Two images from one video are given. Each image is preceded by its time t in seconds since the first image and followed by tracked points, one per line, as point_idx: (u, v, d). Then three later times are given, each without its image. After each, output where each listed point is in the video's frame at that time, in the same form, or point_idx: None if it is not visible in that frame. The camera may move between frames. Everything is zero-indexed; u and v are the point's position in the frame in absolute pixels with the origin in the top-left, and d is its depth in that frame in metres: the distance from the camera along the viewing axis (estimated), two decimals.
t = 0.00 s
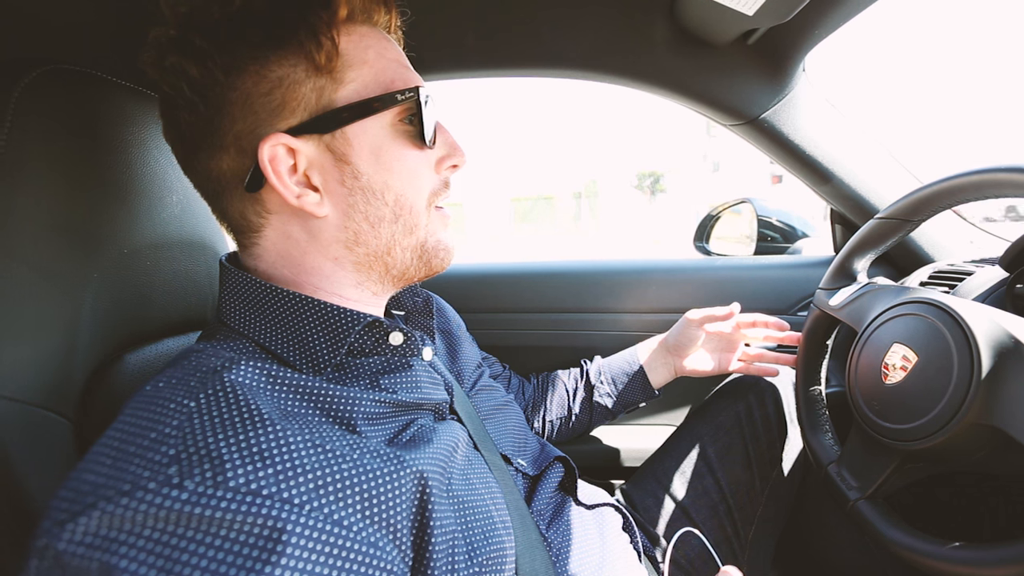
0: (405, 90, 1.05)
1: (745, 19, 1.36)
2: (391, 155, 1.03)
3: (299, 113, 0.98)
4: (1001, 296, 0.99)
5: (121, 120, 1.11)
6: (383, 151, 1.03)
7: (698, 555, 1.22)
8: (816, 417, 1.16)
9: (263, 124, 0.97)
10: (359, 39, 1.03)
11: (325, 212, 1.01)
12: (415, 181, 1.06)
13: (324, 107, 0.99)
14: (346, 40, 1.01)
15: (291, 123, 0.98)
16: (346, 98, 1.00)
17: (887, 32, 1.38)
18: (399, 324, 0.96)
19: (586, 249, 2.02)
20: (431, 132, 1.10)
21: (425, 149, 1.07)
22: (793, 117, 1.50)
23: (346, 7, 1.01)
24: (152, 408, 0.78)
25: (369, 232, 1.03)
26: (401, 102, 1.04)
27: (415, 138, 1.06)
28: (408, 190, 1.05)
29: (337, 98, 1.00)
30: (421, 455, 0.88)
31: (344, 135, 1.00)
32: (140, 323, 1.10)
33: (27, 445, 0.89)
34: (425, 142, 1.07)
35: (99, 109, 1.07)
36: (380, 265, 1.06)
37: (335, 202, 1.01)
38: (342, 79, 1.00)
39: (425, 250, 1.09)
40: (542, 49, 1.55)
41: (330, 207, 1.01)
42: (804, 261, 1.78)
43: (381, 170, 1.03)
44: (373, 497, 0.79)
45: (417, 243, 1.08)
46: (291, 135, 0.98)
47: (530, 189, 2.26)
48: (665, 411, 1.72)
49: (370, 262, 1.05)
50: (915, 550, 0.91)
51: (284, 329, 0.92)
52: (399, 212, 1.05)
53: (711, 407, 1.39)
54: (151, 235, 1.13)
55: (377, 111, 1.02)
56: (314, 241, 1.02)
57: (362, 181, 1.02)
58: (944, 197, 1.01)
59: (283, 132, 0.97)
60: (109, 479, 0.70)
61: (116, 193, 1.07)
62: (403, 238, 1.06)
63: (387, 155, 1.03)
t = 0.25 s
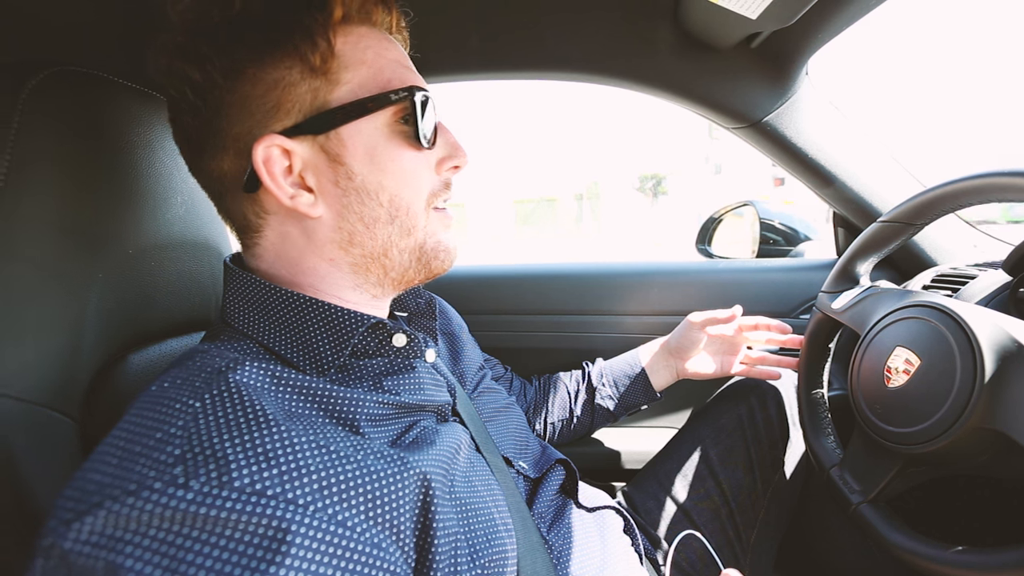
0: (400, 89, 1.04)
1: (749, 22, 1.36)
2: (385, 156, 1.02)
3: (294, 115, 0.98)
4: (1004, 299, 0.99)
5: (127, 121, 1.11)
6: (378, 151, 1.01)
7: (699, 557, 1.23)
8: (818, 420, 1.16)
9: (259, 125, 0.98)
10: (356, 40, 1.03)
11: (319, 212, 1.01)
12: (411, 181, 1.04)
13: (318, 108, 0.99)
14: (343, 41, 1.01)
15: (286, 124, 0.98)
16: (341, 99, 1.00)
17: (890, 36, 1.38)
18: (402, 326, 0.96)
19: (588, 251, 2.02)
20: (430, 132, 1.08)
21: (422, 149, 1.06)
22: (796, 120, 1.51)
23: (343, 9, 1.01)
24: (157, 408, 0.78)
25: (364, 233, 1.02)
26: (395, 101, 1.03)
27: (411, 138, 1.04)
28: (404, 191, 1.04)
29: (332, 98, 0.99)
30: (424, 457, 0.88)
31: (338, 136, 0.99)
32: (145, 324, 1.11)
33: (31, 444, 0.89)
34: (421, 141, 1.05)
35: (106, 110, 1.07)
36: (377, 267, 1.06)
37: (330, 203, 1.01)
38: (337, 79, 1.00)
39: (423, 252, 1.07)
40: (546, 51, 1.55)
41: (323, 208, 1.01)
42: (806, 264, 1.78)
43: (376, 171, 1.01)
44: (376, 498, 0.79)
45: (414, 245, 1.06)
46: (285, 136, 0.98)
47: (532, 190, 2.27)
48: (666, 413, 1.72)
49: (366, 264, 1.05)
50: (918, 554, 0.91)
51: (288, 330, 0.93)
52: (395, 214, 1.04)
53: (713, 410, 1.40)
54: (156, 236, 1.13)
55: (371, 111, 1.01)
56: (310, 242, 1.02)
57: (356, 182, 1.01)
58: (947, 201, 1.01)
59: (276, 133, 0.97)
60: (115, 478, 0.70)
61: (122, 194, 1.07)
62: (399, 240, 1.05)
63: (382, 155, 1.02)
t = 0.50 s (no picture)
0: (362, 84, 1.01)
1: (749, 22, 1.37)
2: (353, 154, 1.00)
3: (266, 116, 1.01)
4: (1005, 299, 0.99)
5: (127, 121, 1.11)
6: (346, 150, 1.00)
7: (698, 556, 1.23)
8: (818, 419, 1.16)
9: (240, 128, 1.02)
10: (330, 36, 1.03)
11: (291, 212, 1.02)
12: (385, 181, 1.01)
13: (287, 106, 1.00)
14: (316, 39, 1.03)
15: (258, 126, 1.01)
16: (310, 95, 1.00)
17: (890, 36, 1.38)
18: (402, 323, 0.97)
19: (588, 250, 2.02)
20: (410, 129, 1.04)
21: (396, 147, 1.02)
22: (796, 120, 1.51)
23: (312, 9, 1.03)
24: (157, 407, 0.78)
25: (336, 233, 1.01)
26: (358, 97, 1.01)
27: (383, 135, 1.01)
28: (375, 191, 1.01)
29: (302, 96, 1.01)
30: (424, 455, 0.88)
31: (306, 136, 1.00)
32: (144, 323, 1.11)
33: (30, 442, 0.89)
34: (394, 138, 1.02)
35: (105, 109, 1.07)
36: (355, 268, 1.04)
37: (301, 203, 1.01)
38: (307, 77, 1.01)
39: (402, 254, 1.04)
40: (545, 51, 1.55)
41: (295, 208, 1.02)
42: (806, 263, 1.78)
43: (344, 170, 1.00)
44: (376, 497, 0.79)
45: (391, 247, 1.03)
46: (256, 137, 1.00)
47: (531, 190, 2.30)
48: (666, 413, 1.72)
49: (343, 265, 1.04)
50: (917, 553, 0.91)
51: (288, 328, 0.93)
52: (367, 215, 1.01)
53: (713, 409, 1.40)
54: (155, 235, 1.13)
55: (337, 109, 1.00)
56: (289, 242, 1.04)
57: (323, 182, 1.00)
58: (947, 200, 1.01)
59: (250, 135, 1.01)
60: (115, 477, 0.70)
61: (122, 193, 1.07)
62: (374, 241, 1.02)
63: (349, 155, 1.00)
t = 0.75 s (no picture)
0: (347, 82, 1.00)
1: (744, 21, 1.37)
2: (341, 155, 0.99)
3: (255, 115, 1.01)
4: (1000, 297, 0.99)
5: (122, 120, 1.11)
6: (334, 150, 0.99)
7: (695, 555, 1.23)
8: (814, 418, 1.16)
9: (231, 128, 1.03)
10: (320, 35, 1.03)
11: (281, 213, 1.02)
12: (374, 181, 1.00)
13: (276, 105, 1.00)
14: (305, 37, 1.02)
15: (249, 126, 1.02)
16: (299, 94, 1.00)
17: (886, 35, 1.38)
18: (397, 323, 0.97)
19: (586, 250, 2.02)
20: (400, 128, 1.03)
21: (385, 146, 1.01)
22: (792, 119, 1.50)
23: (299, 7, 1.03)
24: (150, 406, 0.78)
25: (325, 234, 1.01)
26: (343, 96, 1.00)
27: (371, 134, 1.00)
28: (364, 191, 1.00)
29: (291, 95, 1.01)
30: (419, 455, 0.88)
31: (295, 137, 0.99)
32: (139, 323, 1.10)
33: (22, 441, 0.89)
34: (383, 137, 1.01)
35: (100, 108, 1.07)
36: (346, 270, 1.03)
37: (291, 203, 1.01)
38: (296, 76, 1.01)
39: (393, 256, 1.03)
40: (541, 50, 1.55)
41: (285, 208, 1.02)
42: (803, 262, 1.78)
43: (332, 171, 0.99)
44: (370, 496, 0.79)
45: (381, 248, 1.02)
46: (245, 137, 1.00)
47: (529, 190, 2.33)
48: (663, 412, 1.72)
49: (334, 266, 1.03)
50: (914, 551, 0.91)
51: (282, 328, 0.92)
52: (356, 215, 1.01)
53: (710, 408, 1.39)
54: (150, 235, 1.13)
55: (325, 109, 0.99)
56: (281, 242, 1.04)
57: (312, 182, 1.00)
58: (943, 199, 1.01)
59: (240, 135, 1.00)
60: (107, 477, 0.70)
61: (116, 192, 1.07)
62: (364, 243, 1.01)
63: (338, 155, 0.99)
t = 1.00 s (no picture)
0: (332, 78, 0.99)
1: (744, 18, 1.36)
2: (328, 153, 0.98)
3: (243, 112, 1.01)
4: (1000, 295, 0.98)
5: (118, 118, 1.10)
6: (321, 148, 0.98)
7: (695, 554, 1.22)
8: (814, 416, 1.15)
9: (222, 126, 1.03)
10: (307, 30, 1.03)
11: (269, 211, 1.01)
12: (362, 181, 1.00)
13: (263, 102, 1.00)
14: (292, 33, 1.02)
15: (236, 124, 1.01)
16: (286, 90, 1.00)
17: (886, 32, 1.37)
18: (394, 323, 0.96)
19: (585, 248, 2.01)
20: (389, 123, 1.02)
21: (373, 144, 1.00)
22: (792, 116, 1.50)
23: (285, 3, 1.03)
24: (145, 406, 0.77)
25: (314, 233, 1.00)
26: (327, 93, 0.99)
27: (359, 132, 0.99)
28: (352, 190, 0.99)
29: (277, 92, 1.00)
30: (415, 454, 0.88)
31: (282, 135, 0.99)
32: (136, 322, 1.10)
33: (18, 441, 0.88)
34: (370, 135, 1.00)
35: (96, 106, 1.06)
36: (335, 269, 1.03)
37: (279, 202, 1.01)
38: (283, 72, 1.00)
39: (382, 255, 1.02)
40: (540, 48, 1.55)
41: (273, 207, 1.01)
42: (803, 260, 1.77)
43: (319, 169, 0.98)
44: (366, 496, 0.78)
45: (370, 248, 1.02)
46: (233, 135, 0.99)
47: (528, 189, 2.31)
48: (662, 410, 1.72)
49: (323, 266, 1.02)
50: (914, 550, 0.91)
51: (278, 328, 0.92)
52: (344, 215, 1.00)
53: (710, 406, 1.39)
54: (146, 233, 1.12)
55: (310, 107, 0.98)
56: (269, 241, 1.03)
57: (299, 181, 0.99)
58: (943, 196, 1.01)
59: (228, 133, 1.00)
60: (101, 477, 0.69)
61: (112, 191, 1.06)
62: (352, 242, 1.01)
63: (325, 153, 0.98)
